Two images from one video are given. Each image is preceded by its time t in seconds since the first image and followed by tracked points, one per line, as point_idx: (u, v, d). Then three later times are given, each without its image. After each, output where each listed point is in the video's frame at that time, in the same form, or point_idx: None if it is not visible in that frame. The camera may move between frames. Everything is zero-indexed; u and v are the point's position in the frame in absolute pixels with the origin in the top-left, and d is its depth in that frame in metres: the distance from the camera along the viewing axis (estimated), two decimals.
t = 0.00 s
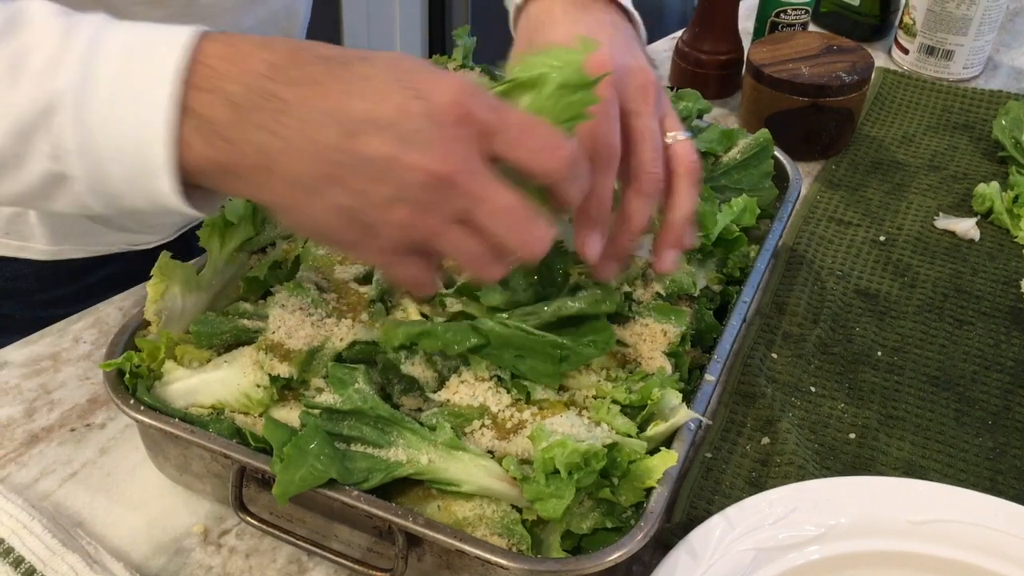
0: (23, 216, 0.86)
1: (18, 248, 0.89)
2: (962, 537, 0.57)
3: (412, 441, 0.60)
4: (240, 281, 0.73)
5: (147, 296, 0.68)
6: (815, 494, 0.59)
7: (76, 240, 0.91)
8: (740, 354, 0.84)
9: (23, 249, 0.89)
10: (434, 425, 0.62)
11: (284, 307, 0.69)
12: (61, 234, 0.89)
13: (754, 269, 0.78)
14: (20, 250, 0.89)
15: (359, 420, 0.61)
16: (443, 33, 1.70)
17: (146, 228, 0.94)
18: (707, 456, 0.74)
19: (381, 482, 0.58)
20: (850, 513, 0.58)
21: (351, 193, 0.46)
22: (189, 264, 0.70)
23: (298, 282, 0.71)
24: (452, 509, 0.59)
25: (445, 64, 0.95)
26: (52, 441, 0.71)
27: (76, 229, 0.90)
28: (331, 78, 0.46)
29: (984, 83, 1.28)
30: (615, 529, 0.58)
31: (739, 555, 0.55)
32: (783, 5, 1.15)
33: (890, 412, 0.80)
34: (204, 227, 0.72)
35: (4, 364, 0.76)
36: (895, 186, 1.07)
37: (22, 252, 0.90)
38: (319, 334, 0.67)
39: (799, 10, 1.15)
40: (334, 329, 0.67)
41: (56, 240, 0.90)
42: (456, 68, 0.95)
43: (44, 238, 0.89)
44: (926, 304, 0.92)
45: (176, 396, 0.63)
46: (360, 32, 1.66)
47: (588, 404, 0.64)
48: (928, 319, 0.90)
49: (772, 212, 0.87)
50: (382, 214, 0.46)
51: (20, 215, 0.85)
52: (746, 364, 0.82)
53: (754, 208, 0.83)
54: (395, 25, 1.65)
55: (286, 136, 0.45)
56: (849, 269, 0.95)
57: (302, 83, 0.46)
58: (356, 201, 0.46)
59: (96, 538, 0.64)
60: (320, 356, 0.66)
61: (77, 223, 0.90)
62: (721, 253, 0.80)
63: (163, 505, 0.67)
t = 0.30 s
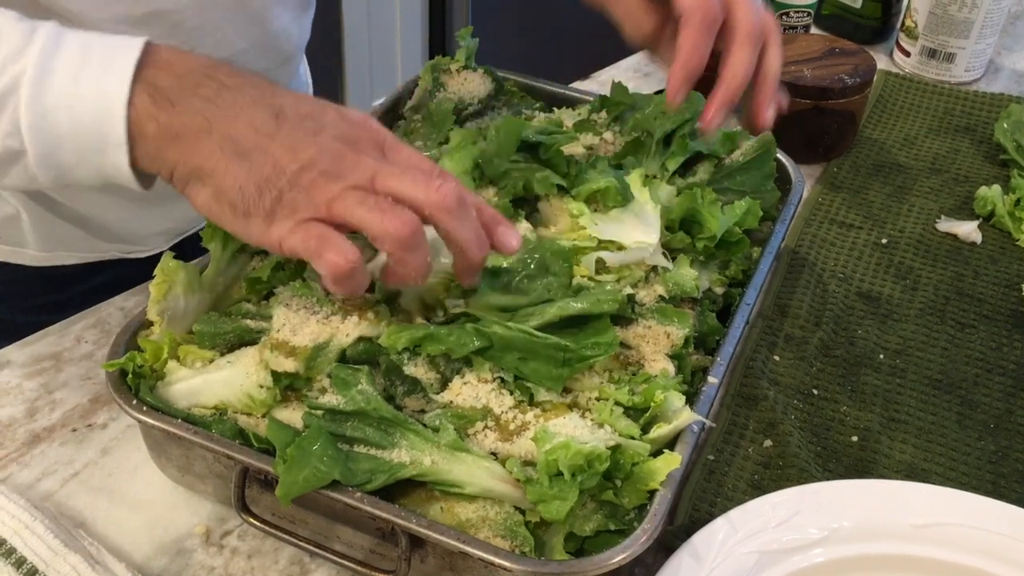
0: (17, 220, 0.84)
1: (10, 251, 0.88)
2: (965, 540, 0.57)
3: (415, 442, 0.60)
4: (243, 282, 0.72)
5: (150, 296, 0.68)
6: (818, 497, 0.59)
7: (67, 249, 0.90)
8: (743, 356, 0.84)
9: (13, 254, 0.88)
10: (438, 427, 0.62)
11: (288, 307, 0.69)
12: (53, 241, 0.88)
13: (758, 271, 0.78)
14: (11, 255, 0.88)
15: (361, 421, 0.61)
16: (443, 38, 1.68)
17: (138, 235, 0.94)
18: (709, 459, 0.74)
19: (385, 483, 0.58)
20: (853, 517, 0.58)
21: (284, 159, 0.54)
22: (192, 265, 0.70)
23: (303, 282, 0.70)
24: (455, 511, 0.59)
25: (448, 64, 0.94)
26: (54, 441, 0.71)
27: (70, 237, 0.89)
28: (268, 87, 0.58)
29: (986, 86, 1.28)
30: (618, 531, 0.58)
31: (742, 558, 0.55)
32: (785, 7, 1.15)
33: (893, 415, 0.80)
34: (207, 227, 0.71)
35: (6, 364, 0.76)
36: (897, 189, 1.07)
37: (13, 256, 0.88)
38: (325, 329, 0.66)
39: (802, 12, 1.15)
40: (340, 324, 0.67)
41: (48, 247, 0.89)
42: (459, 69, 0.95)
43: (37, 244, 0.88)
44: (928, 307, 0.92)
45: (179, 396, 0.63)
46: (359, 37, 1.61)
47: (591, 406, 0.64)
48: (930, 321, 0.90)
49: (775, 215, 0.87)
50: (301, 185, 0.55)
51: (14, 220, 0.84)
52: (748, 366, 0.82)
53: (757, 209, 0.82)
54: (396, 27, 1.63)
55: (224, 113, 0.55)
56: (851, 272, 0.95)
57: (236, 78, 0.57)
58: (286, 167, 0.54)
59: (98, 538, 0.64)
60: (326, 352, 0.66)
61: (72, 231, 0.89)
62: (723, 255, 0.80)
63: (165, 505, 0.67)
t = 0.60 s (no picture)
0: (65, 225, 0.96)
1: (59, 256, 0.99)
2: (967, 542, 0.57)
3: (417, 442, 0.60)
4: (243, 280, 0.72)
5: (150, 294, 0.68)
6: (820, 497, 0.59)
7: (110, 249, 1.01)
8: (743, 356, 0.84)
9: (62, 258, 1.00)
10: (439, 427, 0.62)
11: (289, 306, 0.68)
12: (98, 244, 1.00)
13: (759, 271, 0.78)
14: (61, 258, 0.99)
15: (362, 420, 0.61)
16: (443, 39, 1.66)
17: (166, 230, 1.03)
18: (710, 459, 0.74)
19: (386, 482, 0.58)
20: (855, 517, 0.58)
21: (597, 70, 0.45)
22: (193, 264, 0.70)
23: (305, 281, 0.70)
24: (457, 510, 0.58)
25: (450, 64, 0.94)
26: (53, 440, 0.71)
27: (110, 235, 1.00)
28: None
29: (985, 88, 1.28)
30: (619, 531, 0.58)
31: (744, 558, 0.55)
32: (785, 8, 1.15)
33: (893, 416, 0.80)
34: (208, 225, 0.71)
35: (6, 362, 0.76)
36: (897, 190, 1.07)
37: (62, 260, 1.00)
38: (324, 333, 0.66)
39: (803, 13, 1.15)
40: (340, 327, 0.67)
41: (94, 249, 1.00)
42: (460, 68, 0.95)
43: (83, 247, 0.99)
44: (928, 307, 0.92)
45: (179, 395, 0.63)
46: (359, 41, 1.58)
47: (593, 406, 0.64)
48: (930, 322, 0.90)
49: (776, 215, 0.88)
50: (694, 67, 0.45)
51: (61, 223, 0.96)
52: (749, 367, 0.82)
53: (758, 210, 0.82)
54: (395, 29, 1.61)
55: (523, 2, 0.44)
56: (851, 273, 0.95)
57: None
58: (597, 85, 0.45)
59: (98, 537, 0.64)
60: (325, 355, 0.65)
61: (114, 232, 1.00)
62: (724, 256, 0.80)
63: (166, 505, 0.67)
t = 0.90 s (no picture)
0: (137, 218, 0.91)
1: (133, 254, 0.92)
2: (964, 542, 0.58)
3: (413, 442, 0.60)
4: (240, 279, 0.72)
5: (146, 293, 0.67)
6: (817, 498, 0.59)
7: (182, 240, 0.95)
8: (740, 356, 0.84)
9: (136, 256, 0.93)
10: (435, 427, 0.61)
11: (285, 306, 0.68)
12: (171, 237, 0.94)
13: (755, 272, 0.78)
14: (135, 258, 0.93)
15: (359, 421, 0.61)
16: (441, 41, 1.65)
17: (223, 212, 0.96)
18: (706, 459, 0.74)
19: (382, 482, 0.58)
20: (851, 518, 0.58)
21: None
22: (189, 263, 0.70)
23: (301, 281, 0.70)
24: (453, 511, 0.58)
25: (446, 64, 0.95)
26: (49, 439, 0.70)
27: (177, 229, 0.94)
28: None
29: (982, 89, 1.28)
30: (615, 532, 0.58)
31: (740, 559, 0.55)
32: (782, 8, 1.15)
33: (890, 416, 0.80)
34: (204, 224, 0.71)
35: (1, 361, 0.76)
36: (894, 191, 1.08)
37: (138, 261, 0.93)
38: (320, 333, 0.66)
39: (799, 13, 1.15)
40: (337, 327, 0.67)
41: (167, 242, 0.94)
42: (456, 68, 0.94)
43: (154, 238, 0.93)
44: (925, 308, 0.92)
45: (175, 395, 0.63)
46: (355, 45, 1.58)
47: (589, 406, 0.64)
48: (927, 323, 0.90)
49: (773, 216, 0.88)
50: None
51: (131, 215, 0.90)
52: (745, 367, 0.82)
53: (754, 211, 0.82)
54: (390, 31, 1.60)
55: None
56: (848, 273, 0.95)
57: None
58: None
59: (93, 537, 0.64)
60: (322, 354, 0.65)
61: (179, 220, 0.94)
62: (721, 256, 0.80)
63: (162, 505, 0.67)
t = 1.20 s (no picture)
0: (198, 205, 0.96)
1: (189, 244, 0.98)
2: (966, 542, 0.58)
3: (415, 441, 0.60)
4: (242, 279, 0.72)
5: (148, 293, 0.67)
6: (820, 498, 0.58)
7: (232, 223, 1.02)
8: (741, 356, 0.84)
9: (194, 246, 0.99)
10: (438, 427, 0.61)
11: (287, 305, 0.68)
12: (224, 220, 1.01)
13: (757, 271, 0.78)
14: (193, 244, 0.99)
15: (361, 420, 0.61)
16: (442, 41, 1.65)
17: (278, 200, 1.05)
18: (708, 459, 0.74)
19: (384, 482, 0.58)
20: (854, 517, 0.58)
21: None
22: (191, 263, 0.70)
23: (303, 281, 0.70)
24: (455, 510, 0.59)
25: (447, 64, 0.95)
26: (51, 439, 0.70)
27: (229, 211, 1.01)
28: None
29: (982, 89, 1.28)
30: (618, 532, 0.58)
31: (743, 560, 0.55)
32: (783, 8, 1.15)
33: (891, 416, 0.80)
34: (206, 224, 0.71)
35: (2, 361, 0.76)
36: (895, 191, 1.08)
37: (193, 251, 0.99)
38: (322, 333, 0.66)
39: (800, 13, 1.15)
40: (339, 327, 0.67)
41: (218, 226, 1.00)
42: (458, 68, 0.94)
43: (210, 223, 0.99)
44: (926, 308, 0.92)
45: (177, 395, 0.63)
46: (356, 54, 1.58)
47: (592, 406, 0.64)
48: (928, 323, 0.90)
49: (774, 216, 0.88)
50: None
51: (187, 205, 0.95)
52: (747, 367, 0.83)
53: (757, 211, 0.82)
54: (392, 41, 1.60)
55: None
56: (849, 273, 0.95)
57: None
58: None
59: (96, 536, 0.64)
60: (324, 354, 0.65)
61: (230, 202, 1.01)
62: (723, 256, 0.80)
63: (164, 504, 0.67)
